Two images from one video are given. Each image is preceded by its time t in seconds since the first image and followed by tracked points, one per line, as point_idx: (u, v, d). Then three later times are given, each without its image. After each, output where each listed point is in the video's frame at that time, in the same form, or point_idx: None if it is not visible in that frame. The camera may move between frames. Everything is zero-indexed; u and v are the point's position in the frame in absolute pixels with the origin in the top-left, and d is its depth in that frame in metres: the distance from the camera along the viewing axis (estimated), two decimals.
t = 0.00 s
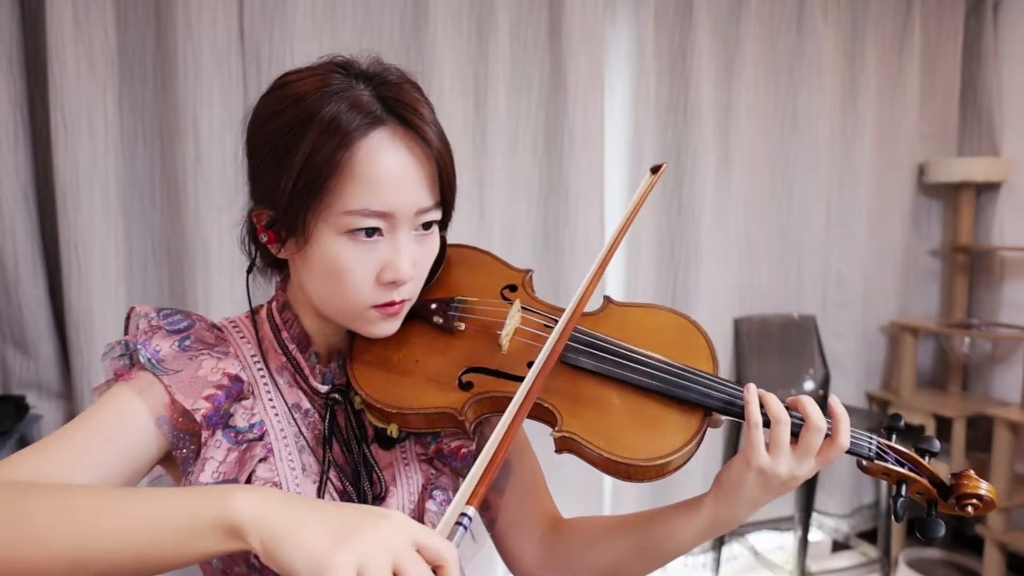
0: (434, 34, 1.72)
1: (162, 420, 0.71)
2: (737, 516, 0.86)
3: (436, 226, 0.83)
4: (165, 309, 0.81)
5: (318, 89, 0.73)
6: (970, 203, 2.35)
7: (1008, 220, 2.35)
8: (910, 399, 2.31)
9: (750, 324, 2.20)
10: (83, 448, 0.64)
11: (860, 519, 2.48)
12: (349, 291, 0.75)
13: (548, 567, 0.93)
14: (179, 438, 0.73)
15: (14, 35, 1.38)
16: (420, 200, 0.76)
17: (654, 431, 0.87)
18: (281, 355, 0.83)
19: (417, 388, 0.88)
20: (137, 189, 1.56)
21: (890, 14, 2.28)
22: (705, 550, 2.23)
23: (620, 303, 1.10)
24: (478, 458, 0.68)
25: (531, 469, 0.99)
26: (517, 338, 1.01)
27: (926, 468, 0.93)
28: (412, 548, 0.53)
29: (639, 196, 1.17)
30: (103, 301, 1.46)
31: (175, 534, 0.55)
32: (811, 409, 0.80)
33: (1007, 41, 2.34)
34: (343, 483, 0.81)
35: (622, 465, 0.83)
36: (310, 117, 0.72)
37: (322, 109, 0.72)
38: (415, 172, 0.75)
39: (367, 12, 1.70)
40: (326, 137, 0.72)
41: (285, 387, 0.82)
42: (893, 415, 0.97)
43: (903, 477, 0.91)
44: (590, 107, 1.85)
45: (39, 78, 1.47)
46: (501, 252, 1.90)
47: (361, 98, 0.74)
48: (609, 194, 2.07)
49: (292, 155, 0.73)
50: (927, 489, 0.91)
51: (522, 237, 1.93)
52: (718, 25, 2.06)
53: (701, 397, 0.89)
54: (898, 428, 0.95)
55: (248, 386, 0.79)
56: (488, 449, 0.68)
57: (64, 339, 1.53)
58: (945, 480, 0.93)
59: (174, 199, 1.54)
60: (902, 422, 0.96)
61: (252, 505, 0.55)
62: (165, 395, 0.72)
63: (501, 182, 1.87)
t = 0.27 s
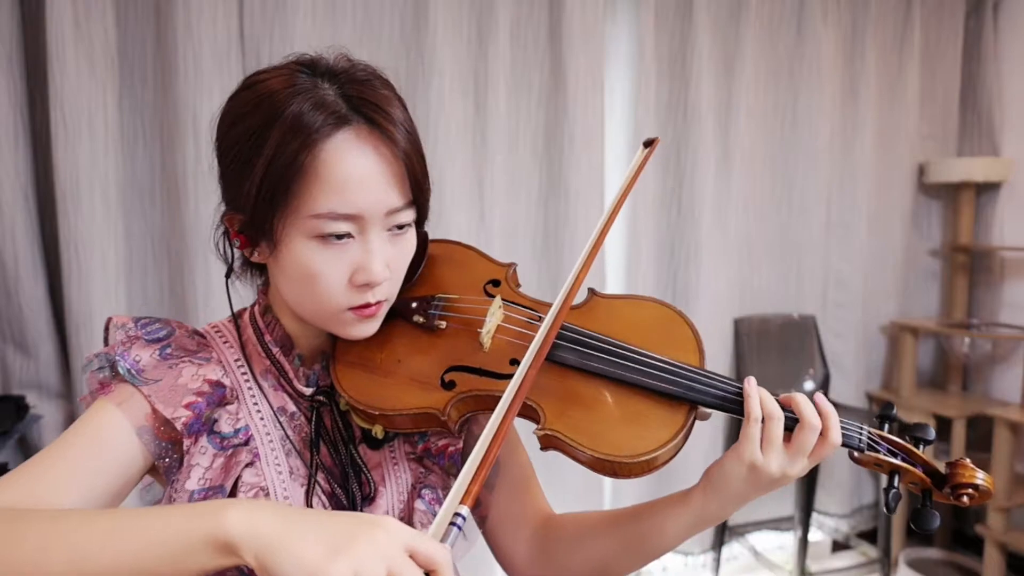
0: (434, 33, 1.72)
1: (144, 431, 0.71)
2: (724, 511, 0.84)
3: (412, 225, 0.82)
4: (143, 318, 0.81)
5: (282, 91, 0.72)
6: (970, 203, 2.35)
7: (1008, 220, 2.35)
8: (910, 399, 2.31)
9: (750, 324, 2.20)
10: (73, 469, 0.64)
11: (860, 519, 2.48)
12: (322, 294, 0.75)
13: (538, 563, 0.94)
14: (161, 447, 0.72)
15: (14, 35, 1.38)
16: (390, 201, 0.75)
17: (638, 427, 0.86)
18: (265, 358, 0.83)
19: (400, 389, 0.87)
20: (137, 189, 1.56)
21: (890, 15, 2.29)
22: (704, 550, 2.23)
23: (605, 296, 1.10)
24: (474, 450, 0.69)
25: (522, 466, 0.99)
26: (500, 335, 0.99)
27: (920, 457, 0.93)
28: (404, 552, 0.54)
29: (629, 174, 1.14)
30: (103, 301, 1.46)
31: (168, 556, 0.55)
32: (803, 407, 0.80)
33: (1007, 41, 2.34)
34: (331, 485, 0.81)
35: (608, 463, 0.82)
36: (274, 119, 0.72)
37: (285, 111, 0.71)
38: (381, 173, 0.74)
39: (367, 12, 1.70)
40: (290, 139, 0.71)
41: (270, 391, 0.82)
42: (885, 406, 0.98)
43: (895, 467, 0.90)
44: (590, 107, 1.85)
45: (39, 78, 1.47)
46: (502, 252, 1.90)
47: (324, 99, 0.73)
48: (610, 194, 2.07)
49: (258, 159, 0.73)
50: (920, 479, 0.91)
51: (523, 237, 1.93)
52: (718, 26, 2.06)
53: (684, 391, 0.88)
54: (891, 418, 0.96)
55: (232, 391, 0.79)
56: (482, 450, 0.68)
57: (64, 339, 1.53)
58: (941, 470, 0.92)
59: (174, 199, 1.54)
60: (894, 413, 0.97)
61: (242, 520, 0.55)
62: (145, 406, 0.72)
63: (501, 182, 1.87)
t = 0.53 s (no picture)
0: (435, 33, 1.72)
1: (136, 435, 0.71)
2: (712, 503, 0.85)
3: (401, 223, 0.81)
4: (135, 322, 0.81)
5: (264, 90, 0.73)
6: (970, 203, 2.35)
7: (1008, 220, 2.35)
8: (909, 399, 2.31)
9: (750, 324, 2.20)
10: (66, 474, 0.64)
11: (860, 519, 2.48)
12: (307, 293, 0.74)
13: (533, 560, 0.93)
14: (154, 450, 0.72)
15: (15, 35, 1.38)
16: (374, 198, 0.75)
17: (630, 423, 0.86)
18: (259, 359, 0.83)
19: (392, 387, 0.87)
20: (137, 188, 1.56)
21: (890, 15, 2.29)
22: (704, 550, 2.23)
23: (598, 290, 1.09)
24: (468, 440, 0.70)
25: (519, 464, 0.98)
26: (491, 332, 0.99)
27: (921, 450, 0.93)
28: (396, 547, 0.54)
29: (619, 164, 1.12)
30: (103, 301, 1.46)
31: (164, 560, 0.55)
32: (794, 395, 0.81)
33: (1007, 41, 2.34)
34: (327, 485, 0.81)
35: (601, 460, 0.82)
36: (257, 118, 0.72)
37: (268, 109, 0.72)
38: (365, 169, 0.74)
39: (367, 12, 1.70)
40: (272, 138, 0.71)
41: (264, 391, 0.82)
42: (885, 398, 0.99)
43: (893, 460, 0.91)
44: (590, 107, 1.85)
45: (39, 78, 1.47)
46: (501, 253, 1.90)
47: (306, 97, 0.73)
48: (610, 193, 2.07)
49: (241, 159, 0.73)
50: (921, 472, 0.91)
51: (523, 237, 1.93)
52: (718, 25, 2.06)
53: (677, 386, 0.87)
54: (890, 410, 0.97)
55: (225, 393, 0.79)
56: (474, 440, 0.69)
57: (64, 339, 1.53)
58: (941, 462, 0.92)
59: (173, 199, 1.54)
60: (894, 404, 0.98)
61: (233, 525, 0.55)
62: (137, 409, 0.72)
63: (501, 182, 1.87)
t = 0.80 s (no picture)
0: (435, 33, 1.72)
1: (141, 429, 0.72)
2: (711, 495, 0.86)
3: (405, 222, 0.81)
4: (145, 319, 0.82)
5: (272, 89, 0.73)
6: (970, 203, 2.35)
7: (1008, 220, 2.35)
8: (909, 399, 2.31)
9: (749, 324, 2.20)
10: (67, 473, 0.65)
11: (860, 519, 2.48)
12: (312, 290, 0.74)
13: (536, 559, 0.93)
14: (158, 445, 0.73)
15: (14, 35, 1.38)
16: (378, 196, 0.75)
17: (632, 420, 0.86)
18: (265, 357, 0.83)
19: (395, 384, 0.86)
20: (138, 188, 1.56)
21: (890, 14, 2.29)
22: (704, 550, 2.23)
23: (600, 290, 1.09)
24: (462, 444, 0.69)
25: (520, 462, 0.98)
26: (494, 331, 0.99)
27: (923, 451, 0.93)
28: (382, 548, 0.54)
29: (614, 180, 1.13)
30: (103, 302, 1.46)
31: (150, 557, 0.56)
32: (800, 395, 0.82)
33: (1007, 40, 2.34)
34: (330, 482, 0.81)
35: (603, 458, 0.82)
36: (264, 116, 0.72)
37: (274, 108, 0.72)
38: (370, 167, 0.74)
39: (367, 12, 1.70)
40: (278, 135, 0.72)
41: (269, 388, 0.82)
42: (887, 398, 0.99)
43: (896, 460, 0.90)
44: (590, 107, 1.85)
45: (39, 78, 1.47)
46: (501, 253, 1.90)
47: (313, 96, 0.74)
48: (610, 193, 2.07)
49: (248, 155, 0.73)
50: (924, 473, 0.91)
51: (523, 237, 1.93)
52: (718, 26, 2.06)
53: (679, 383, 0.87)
54: (892, 410, 0.97)
55: (230, 389, 0.79)
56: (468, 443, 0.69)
57: (64, 339, 1.53)
58: (944, 462, 0.93)
59: (173, 198, 1.54)
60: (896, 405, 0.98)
61: (218, 526, 0.55)
62: (143, 405, 0.73)
63: (501, 183, 1.87)
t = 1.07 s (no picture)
0: (435, 33, 1.72)
1: (156, 420, 0.72)
2: (723, 493, 0.85)
3: (424, 220, 0.82)
4: (165, 312, 0.83)
5: (299, 89, 0.74)
6: (970, 203, 2.35)
7: (1008, 220, 2.35)
8: (909, 399, 2.31)
9: (749, 324, 2.20)
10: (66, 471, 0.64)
11: (860, 519, 2.48)
12: (333, 283, 0.75)
13: (545, 557, 0.93)
14: (172, 436, 0.73)
15: (14, 35, 1.38)
16: (400, 192, 0.75)
17: (643, 417, 0.86)
18: (282, 353, 0.84)
19: (410, 379, 0.87)
20: (138, 189, 1.56)
21: (890, 14, 2.29)
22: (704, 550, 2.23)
23: (613, 291, 1.09)
24: (450, 451, 0.72)
25: (532, 462, 0.98)
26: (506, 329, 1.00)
27: (930, 449, 0.93)
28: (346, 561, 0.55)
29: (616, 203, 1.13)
30: (103, 302, 1.46)
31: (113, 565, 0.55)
32: (806, 385, 0.83)
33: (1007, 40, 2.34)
34: (342, 477, 0.80)
35: (613, 452, 0.82)
36: (291, 113, 0.73)
37: (301, 106, 0.73)
38: (394, 164, 0.75)
39: (367, 12, 1.70)
40: (305, 132, 0.73)
41: (284, 383, 0.82)
42: (895, 397, 0.97)
43: (904, 458, 0.91)
44: (590, 107, 1.85)
45: (39, 78, 1.47)
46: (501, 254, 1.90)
47: (340, 95, 0.75)
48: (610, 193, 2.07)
49: (275, 152, 0.74)
50: (931, 471, 0.91)
51: (524, 237, 1.93)
52: (718, 26, 2.07)
53: (690, 380, 0.87)
54: (900, 409, 0.95)
55: (246, 383, 0.79)
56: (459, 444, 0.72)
57: (64, 339, 1.52)
58: (952, 462, 0.92)
59: (174, 198, 1.54)
60: (903, 403, 0.97)
61: (184, 537, 0.55)
62: (159, 396, 0.73)
63: (501, 183, 1.87)
